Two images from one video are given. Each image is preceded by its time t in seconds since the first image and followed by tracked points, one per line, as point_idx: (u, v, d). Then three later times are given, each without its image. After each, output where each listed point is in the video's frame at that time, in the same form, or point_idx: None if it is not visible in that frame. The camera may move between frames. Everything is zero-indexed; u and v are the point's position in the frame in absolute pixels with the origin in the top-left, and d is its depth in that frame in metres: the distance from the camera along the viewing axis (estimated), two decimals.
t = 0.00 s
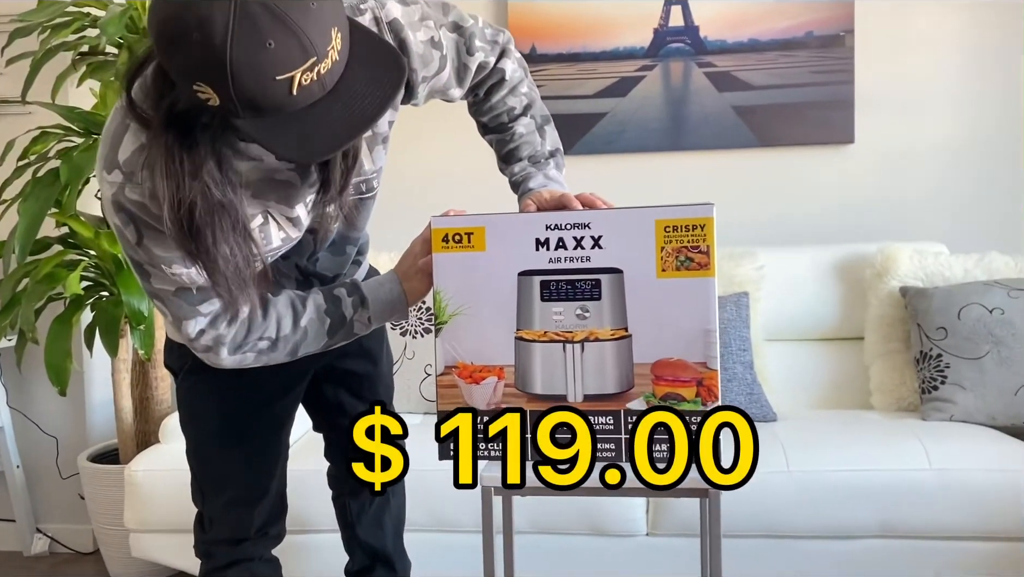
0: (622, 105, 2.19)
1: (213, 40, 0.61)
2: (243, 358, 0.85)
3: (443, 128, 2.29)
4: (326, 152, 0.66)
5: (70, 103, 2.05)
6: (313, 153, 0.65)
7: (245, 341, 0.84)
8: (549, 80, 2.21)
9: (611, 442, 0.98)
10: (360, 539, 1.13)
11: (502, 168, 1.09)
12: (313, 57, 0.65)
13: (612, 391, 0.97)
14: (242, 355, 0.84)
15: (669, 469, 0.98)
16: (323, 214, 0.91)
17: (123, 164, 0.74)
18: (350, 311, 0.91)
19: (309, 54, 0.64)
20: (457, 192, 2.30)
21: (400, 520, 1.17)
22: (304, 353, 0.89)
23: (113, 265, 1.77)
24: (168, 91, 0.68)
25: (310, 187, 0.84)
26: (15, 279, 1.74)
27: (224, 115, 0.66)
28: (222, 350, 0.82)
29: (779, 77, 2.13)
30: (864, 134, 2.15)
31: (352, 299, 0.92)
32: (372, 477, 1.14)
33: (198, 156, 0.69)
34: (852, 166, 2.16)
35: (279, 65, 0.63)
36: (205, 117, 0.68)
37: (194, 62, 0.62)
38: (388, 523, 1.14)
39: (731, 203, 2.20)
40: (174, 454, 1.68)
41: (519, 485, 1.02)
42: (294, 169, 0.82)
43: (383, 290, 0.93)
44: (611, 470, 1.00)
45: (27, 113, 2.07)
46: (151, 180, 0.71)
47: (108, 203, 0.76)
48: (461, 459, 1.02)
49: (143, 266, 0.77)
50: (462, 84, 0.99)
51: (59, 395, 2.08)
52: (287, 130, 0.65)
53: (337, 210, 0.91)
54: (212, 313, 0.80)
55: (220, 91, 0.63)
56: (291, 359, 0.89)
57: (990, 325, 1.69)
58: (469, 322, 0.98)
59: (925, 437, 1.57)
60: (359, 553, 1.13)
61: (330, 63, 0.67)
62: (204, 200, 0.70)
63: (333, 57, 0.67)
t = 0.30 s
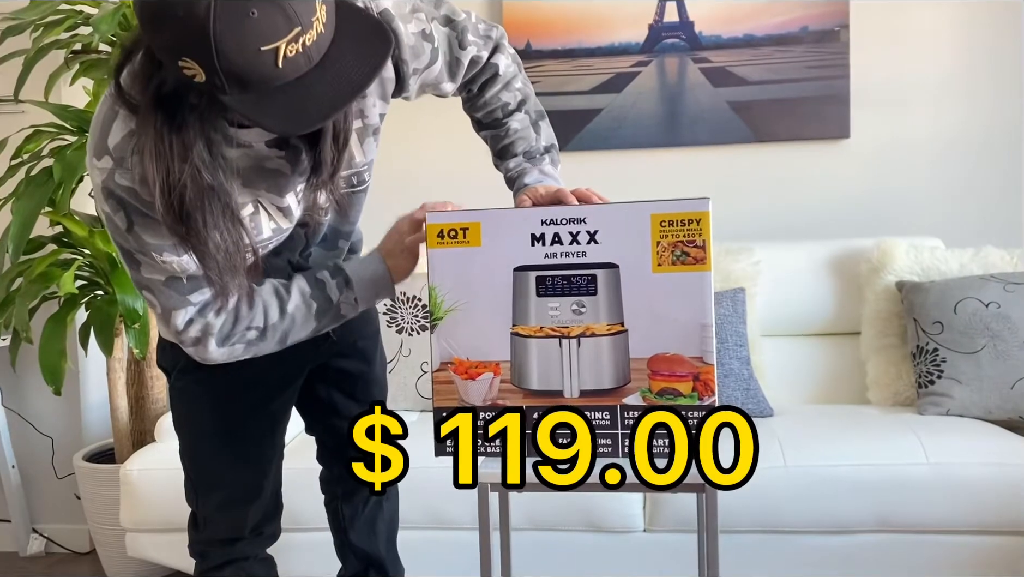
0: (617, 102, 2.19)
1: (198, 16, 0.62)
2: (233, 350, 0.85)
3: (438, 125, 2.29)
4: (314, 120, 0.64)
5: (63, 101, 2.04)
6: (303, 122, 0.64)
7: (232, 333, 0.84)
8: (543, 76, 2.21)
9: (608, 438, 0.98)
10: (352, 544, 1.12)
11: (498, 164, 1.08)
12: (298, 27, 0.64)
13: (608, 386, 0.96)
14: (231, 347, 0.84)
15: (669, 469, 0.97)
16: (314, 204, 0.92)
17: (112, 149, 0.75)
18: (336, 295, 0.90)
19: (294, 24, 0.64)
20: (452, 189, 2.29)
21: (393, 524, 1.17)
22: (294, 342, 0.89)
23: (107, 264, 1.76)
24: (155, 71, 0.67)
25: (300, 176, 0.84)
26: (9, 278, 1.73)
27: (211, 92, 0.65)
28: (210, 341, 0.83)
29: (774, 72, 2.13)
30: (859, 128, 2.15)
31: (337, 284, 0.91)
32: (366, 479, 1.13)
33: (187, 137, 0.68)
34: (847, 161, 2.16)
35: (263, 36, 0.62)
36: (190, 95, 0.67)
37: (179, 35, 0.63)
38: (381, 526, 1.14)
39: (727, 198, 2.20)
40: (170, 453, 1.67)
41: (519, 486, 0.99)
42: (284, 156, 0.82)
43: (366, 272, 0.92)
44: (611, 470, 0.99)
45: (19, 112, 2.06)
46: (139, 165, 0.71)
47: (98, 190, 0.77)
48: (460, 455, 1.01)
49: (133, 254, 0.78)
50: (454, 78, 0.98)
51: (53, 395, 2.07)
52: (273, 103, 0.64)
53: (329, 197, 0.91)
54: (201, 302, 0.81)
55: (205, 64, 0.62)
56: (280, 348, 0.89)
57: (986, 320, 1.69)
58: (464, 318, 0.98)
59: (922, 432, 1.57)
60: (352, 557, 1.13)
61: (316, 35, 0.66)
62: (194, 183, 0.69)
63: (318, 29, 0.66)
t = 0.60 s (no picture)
0: (614, 97, 2.18)
1: None
2: (218, 341, 0.83)
3: (434, 122, 2.28)
4: (293, 93, 0.64)
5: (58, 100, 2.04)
6: (283, 94, 0.63)
7: (210, 324, 0.81)
8: (540, 73, 2.20)
9: (604, 434, 0.97)
10: (348, 543, 1.11)
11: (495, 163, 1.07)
12: None
13: (604, 383, 0.96)
14: (213, 339, 0.83)
15: (669, 469, 0.96)
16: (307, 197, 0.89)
17: (98, 135, 0.75)
18: (313, 277, 0.82)
19: None
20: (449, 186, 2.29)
21: (387, 524, 1.16)
22: (279, 332, 0.84)
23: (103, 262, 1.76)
24: (138, 50, 0.67)
25: (290, 163, 0.84)
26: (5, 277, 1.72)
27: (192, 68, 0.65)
28: (189, 334, 0.81)
29: (771, 68, 2.12)
30: (856, 124, 2.15)
31: (314, 264, 0.82)
32: (362, 478, 1.12)
33: (169, 118, 0.68)
34: (845, 157, 2.15)
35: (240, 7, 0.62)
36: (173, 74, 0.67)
37: (156, 8, 0.63)
38: (376, 526, 1.13)
39: (724, 194, 2.19)
40: (166, 452, 1.67)
41: (519, 485, 0.97)
42: (273, 142, 0.81)
43: (342, 249, 0.82)
44: (611, 470, 0.96)
45: (15, 110, 2.05)
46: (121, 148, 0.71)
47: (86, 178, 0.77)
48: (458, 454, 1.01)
49: (120, 244, 0.78)
50: (447, 72, 0.98)
51: (49, 395, 2.07)
52: (253, 77, 0.63)
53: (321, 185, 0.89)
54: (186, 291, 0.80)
55: (183, 37, 0.62)
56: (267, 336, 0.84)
57: (984, 315, 1.68)
58: (459, 316, 0.97)
59: (920, 427, 1.56)
60: (347, 557, 1.12)
61: (296, 9, 0.66)
62: (173, 163, 0.69)
63: (297, 3, 0.66)
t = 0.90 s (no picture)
0: (615, 95, 2.18)
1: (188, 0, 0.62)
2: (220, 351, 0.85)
3: (435, 120, 2.28)
4: (306, 105, 0.63)
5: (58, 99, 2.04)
6: (293, 107, 0.63)
7: (211, 337, 0.83)
8: (541, 71, 2.20)
9: (608, 433, 0.98)
10: (353, 540, 1.11)
11: (498, 161, 1.06)
12: (289, 11, 0.64)
13: (608, 381, 0.96)
14: (215, 351, 0.84)
15: (669, 469, 0.96)
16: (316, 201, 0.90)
17: (109, 140, 0.75)
18: (318, 314, 0.81)
19: (285, 7, 0.64)
20: (450, 184, 2.29)
21: (392, 519, 1.16)
22: (281, 353, 0.85)
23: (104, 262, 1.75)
24: (149, 59, 0.67)
25: (299, 168, 0.84)
26: (6, 277, 1.72)
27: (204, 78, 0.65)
28: (190, 342, 0.83)
29: (772, 65, 2.12)
30: (858, 120, 2.14)
31: (321, 301, 0.82)
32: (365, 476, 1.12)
33: (180, 126, 0.68)
34: (846, 154, 2.15)
35: (253, 18, 0.63)
36: (185, 82, 0.67)
37: (170, 17, 0.63)
38: (381, 523, 1.13)
39: (726, 192, 2.19)
40: (170, 451, 1.67)
41: (519, 485, 0.98)
42: (283, 147, 0.82)
43: (352, 290, 0.82)
44: (611, 470, 0.96)
45: (15, 110, 2.05)
46: (132, 155, 0.71)
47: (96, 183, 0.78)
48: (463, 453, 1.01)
49: (129, 251, 0.79)
50: (453, 72, 0.98)
51: (51, 394, 2.06)
52: (264, 88, 0.63)
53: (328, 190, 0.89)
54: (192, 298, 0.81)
55: (196, 46, 0.62)
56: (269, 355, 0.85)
57: (986, 311, 1.68)
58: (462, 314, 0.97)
59: (922, 424, 1.56)
60: (352, 554, 1.12)
61: (308, 20, 0.66)
62: (185, 172, 0.69)
63: (310, 14, 0.67)
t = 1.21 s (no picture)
0: (616, 92, 2.17)
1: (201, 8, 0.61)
2: (225, 356, 0.84)
3: (435, 118, 2.27)
4: (319, 115, 0.63)
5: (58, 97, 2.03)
6: (307, 117, 0.63)
7: (218, 342, 0.82)
8: (541, 68, 2.19)
9: (610, 432, 0.97)
10: (356, 537, 1.10)
11: (500, 157, 1.06)
12: (304, 20, 0.64)
13: (611, 379, 0.95)
14: (221, 354, 0.84)
15: (669, 469, 0.94)
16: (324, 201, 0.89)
17: (117, 145, 0.74)
18: (332, 329, 0.83)
19: (299, 17, 0.64)
20: (451, 182, 2.28)
21: (395, 517, 1.15)
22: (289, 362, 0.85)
23: (104, 261, 1.75)
24: (160, 66, 0.67)
25: (308, 172, 0.82)
26: (5, 276, 1.72)
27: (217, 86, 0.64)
28: (198, 346, 0.82)
29: (774, 62, 2.12)
30: (860, 117, 2.14)
31: (337, 316, 0.83)
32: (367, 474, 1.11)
33: (192, 134, 0.67)
34: (848, 150, 2.14)
35: (268, 28, 0.62)
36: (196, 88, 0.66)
37: (183, 25, 0.62)
38: (384, 521, 1.12)
39: (727, 189, 2.19)
40: (170, 450, 1.66)
41: (519, 485, 0.97)
42: (291, 151, 0.79)
43: (366, 304, 0.83)
44: (611, 470, 0.95)
45: (14, 108, 2.04)
46: (142, 160, 0.70)
47: (104, 185, 0.76)
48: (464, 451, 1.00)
49: (136, 255, 0.78)
50: (460, 70, 0.97)
51: (52, 394, 2.06)
52: (278, 97, 0.63)
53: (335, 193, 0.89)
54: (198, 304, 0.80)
55: (208, 56, 0.62)
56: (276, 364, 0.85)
57: (989, 308, 1.67)
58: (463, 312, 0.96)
59: (925, 422, 1.56)
60: (356, 552, 1.11)
61: (322, 28, 0.66)
62: (197, 178, 0.68)
63: (324, 22, 0.66)
